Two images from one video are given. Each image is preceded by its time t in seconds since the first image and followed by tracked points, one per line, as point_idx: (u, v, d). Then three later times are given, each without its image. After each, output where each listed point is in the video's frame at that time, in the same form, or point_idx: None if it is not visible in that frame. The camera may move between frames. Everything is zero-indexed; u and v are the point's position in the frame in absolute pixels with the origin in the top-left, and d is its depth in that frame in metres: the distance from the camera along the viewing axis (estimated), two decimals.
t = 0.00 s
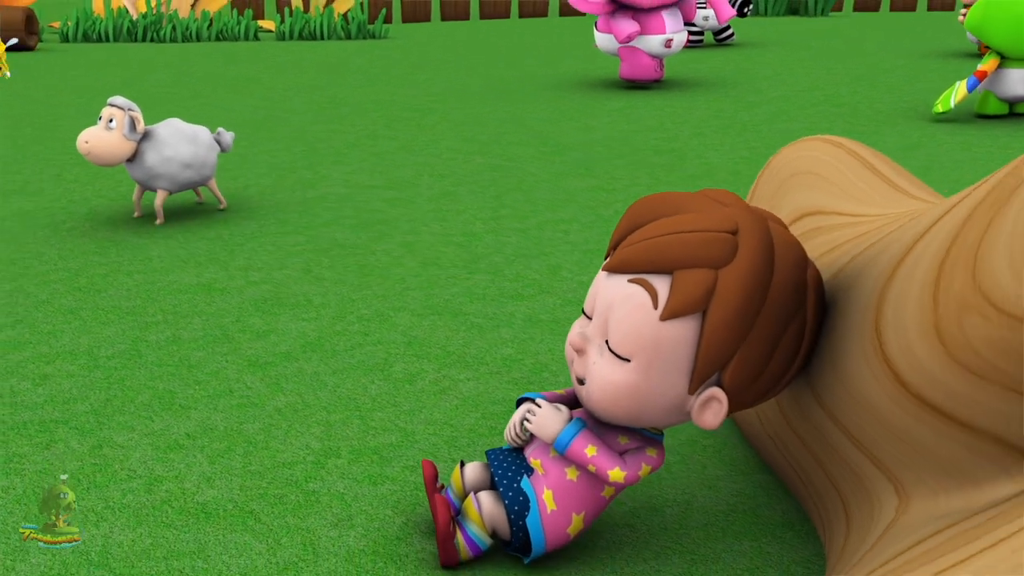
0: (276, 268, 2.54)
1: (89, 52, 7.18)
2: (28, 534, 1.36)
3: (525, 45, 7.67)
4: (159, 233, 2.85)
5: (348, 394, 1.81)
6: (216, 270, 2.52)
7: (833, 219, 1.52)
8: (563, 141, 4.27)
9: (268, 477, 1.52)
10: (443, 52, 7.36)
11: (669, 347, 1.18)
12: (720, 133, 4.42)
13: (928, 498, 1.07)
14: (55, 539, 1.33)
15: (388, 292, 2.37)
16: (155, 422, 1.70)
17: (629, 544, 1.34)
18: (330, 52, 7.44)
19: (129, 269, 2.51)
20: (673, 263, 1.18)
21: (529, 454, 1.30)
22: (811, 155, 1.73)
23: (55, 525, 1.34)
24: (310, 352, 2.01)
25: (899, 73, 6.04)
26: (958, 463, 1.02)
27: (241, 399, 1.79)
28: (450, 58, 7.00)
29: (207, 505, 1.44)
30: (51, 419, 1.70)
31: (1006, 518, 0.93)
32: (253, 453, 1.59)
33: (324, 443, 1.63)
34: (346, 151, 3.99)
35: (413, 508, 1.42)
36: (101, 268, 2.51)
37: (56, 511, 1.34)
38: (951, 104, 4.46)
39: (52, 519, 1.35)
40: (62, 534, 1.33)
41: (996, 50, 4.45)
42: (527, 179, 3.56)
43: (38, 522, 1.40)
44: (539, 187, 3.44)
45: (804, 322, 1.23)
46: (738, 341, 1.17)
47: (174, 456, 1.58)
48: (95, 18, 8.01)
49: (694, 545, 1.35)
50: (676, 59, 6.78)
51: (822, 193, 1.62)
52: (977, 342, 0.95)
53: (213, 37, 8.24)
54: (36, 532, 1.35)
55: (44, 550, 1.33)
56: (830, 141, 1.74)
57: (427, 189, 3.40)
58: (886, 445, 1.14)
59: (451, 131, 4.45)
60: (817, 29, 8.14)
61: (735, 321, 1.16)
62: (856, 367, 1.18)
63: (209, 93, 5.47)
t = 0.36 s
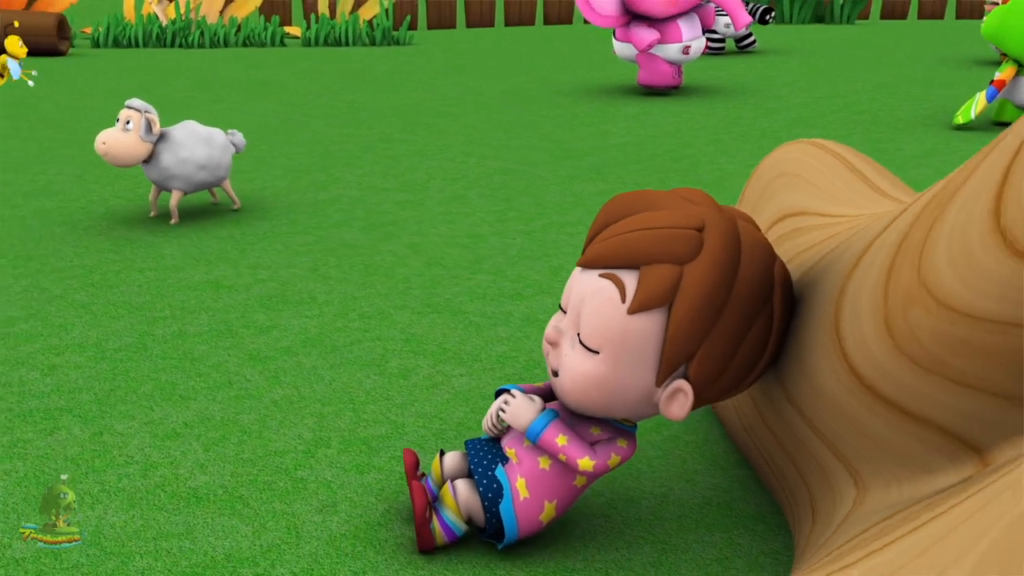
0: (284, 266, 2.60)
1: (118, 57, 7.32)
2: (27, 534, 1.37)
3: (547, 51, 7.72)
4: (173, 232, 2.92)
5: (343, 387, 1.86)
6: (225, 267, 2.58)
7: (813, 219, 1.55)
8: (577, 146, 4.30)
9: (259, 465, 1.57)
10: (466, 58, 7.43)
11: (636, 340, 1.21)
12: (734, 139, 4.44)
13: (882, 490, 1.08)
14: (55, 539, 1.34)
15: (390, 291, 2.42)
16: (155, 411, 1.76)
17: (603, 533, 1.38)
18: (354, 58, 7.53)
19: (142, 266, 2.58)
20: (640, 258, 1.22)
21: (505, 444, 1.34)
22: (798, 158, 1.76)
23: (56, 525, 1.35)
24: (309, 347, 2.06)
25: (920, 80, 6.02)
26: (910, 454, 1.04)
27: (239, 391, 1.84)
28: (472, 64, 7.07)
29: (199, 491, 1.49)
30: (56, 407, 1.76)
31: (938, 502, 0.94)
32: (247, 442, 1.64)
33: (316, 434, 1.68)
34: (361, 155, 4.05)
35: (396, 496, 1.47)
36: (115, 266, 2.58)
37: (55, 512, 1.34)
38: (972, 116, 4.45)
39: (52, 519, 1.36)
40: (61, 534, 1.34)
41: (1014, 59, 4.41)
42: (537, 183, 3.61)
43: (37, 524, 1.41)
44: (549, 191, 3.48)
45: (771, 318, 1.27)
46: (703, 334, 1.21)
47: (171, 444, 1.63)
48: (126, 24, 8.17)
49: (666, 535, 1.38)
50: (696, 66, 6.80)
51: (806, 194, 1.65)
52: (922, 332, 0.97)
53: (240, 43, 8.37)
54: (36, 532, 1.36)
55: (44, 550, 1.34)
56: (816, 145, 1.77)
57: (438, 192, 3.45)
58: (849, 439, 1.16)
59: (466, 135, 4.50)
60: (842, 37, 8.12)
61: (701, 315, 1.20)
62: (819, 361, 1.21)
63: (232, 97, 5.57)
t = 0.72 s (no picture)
0: (292, 265, 2.66)
1: (147, 63, 7.45)
2: (28, 534, 1.38)
3: (569, 58, 7.77)
4: (187, 232, 3.00)
5: (340, 380, 1.92)
6: (235, 266, 2.65)
7: (791, 219, 1.58)
8: (590, 151, 4.35)
9: (252, 453, 1.63)
10: (488, 65, 7.50)
11: (605, 332, 1.26)
12: (747, 146, 4.46)
13: (836, 479, 1.11)
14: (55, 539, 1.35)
15: (393, 290, 2.48)
16: (157, 401, 1.82)
17: (578, 522, 1.42)
18: (378, 65, 7.62)
19: (154, 264, 2.66)
20: (610, 253, 1.26)
21: (482, 433, 1.38)
22: (783, 161, 1.79)
23: (56, 525, 1.36)
24: (310, 342, 2.12)
25: (940, 89, 6.01)
26: (859, 444, 1.07)
27: (239, 383, 1.91)
28: (493, 71, 7.13)
29: (192, 475, 1.55)
30: (62, 396, 1.83)
31: (876, 487, 0.96)
32: (242, 431, 1.70)
33: (309, 424, 1.73)
34: (377, 158, 4.12)
35: (380, 484, 1.52)
36: (129, 263, 2.66)
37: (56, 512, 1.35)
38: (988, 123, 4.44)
39: (52, 519, 1.36)
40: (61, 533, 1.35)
41: None
42: (548, 187, 3.66)
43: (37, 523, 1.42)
44: (558, 195, 3.53)
45: (739, 313, 1.30)
46: (669, 328, 1.25)
47: (170, 432, 1.69)
48: (155, 31, 8.31)
49: (639, 524, 1.42)
50: (716, 73, 6.83)
51: (786, 195, 1.68)
52: (868, 325, 1.01)
53: (267, 49, 8.49)
54: (36, 532, 1.36)
55: (44, 549, 1.34)
56: (802, 148, 1.80)
57: (449, 195, 3.51)
58: (809, 431, 1.19)
59: (481, 140, 4.56)
60: (865, 45, 8.10)
61: (666, 309, 1.24)
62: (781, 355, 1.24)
63: (255, 102, 5.67)
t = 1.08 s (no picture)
0: (300, 264, 2.73)
1: (173, 68, 7.58)
2: (27, 534, 1.39)
3: (589, 65, 7.82)
4: (201, 231, 3.07)
5: (337, 374, 1.97)
6: (244, 265, 2.72)
7: (771, 219, 1.62)
8: (602, 156, 4.39)
9: (247, 441, 1.68)
10: (508, 71, 7.56)
11: (577, 324, 1.30)
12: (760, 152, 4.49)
13: (792, 468, 1.15)
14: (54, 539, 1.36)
15: (396, 288, 2.53)
16: (159, 391, 1.89)
17: (555, 510, 1.46)
18: (400, 71, 7.71)
19: (166, 262, 2.73)
20: (582, 248, 1.30)
21: (463, 423, 1.43)
22: (768, 163, 1.83)
23: (56, 525, 1.37)
24: (311, 338, 2.18)
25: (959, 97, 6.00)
26: (813, 433, 1.11)
27: (239, 375, 1.97)
28: (512, 77, 7.19)
29: (188, 461, 1.61)
30: (69, 386, 1.90)
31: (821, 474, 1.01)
32: (239, 421, 1.76)
33: (304, 415, 1.78)
34: (391, 162, 4.18)
35: (368, 472, 1.57)
36: (142, 261, 2.73)
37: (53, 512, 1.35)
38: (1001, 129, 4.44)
39: (52, 519, 1.37)
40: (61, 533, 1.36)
41: None
42: (558, 191, 3.70)
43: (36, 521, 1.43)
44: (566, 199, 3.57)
45: (709, 308, 1.35)
46: (639, 321, 1.29)
47: (169, 421, 1.76)
48: (182, 37, 8.45)
49: (615, 514, 1.46)
50: (735, 79, 6.84)
51: (768, 196, 1.72)
52: (817, 318, 1.05)
53: (291, 55, 8.60)
54: (36, 532, 1.37)
55: (44, 550, 1.35)
56: (786, 149, 1.84)
57: (459, 198, 3.56)
58: (769, 422, 1.23)
59: (496, 144, 4.62)
60: (887, 53, 8.09)
61: (637, 303, 1.28)
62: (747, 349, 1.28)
63: (276, 107, 5.76)
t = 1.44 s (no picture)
0: (306, 264, 2.79)
1: (196, 73, 7.69)
2: (27, 534, 1.40)
3: (606, 72, 7.86)
4: (213, 232, 3.14)
5: (335, 369, 2.03)
6: (252, 264, 2.78)
7: (754, 218, 1.66)
8: (612, 161, 4.43)
9: (243, 431, 1.74)
10: (526, 78, 7.62)
11: (554, 318, 1.34)
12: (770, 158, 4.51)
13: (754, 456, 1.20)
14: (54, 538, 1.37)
15: (399, 288, 2.58)
16: (162, 383, 1.95)
17: (536, 500, 1.50)
18: (419, 77, 7.78)
19: (177, 261, 2.80)
20: (559, 245, 1.35)
21: (447, 414, 1.48)
22: (755, 165, 1.87)
23: (56, 525, 1.38)
24: (312, 334, 2.23)
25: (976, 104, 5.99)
26: (771, 422, 1.17)
27: (240, 369, 2.03)
28: (530, 83, 7.24)
29: (184, 450, 1.67)
30: (76, 377, 1.97)
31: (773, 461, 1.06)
32: (237, 412, 1.81)
33: (300, 408, 1.84)
34: (403, 166, 4.24)
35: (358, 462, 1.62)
36: (153, 260, 2.81)
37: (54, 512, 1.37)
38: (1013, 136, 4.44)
39: (52, 520, 1.39)
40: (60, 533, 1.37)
41: None
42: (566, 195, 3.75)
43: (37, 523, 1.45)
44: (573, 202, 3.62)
45: (684, 302, 1.39)
46: (614, 315, 1.33)
47: (170, 411, 1.82)
48: (205, 42, 8.57)
49: (594, 504, 1.50)
50: (751, 86, 6.86)
51: (753, 196, 1.76)
52: (775, 311, 1.11)
53: (312, 61, 8.70)
54: (36, 532, 1.39)
55: (43, 550, 1.37)
56: (773, 151, 1.88)
57: (467, 201, 3.62)
58: (736, 412, 1.27)
59: (508, 149, 4.67)
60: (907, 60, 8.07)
61: (611, 297, 1.32)
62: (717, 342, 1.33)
63: (296, 111, 5.85)
